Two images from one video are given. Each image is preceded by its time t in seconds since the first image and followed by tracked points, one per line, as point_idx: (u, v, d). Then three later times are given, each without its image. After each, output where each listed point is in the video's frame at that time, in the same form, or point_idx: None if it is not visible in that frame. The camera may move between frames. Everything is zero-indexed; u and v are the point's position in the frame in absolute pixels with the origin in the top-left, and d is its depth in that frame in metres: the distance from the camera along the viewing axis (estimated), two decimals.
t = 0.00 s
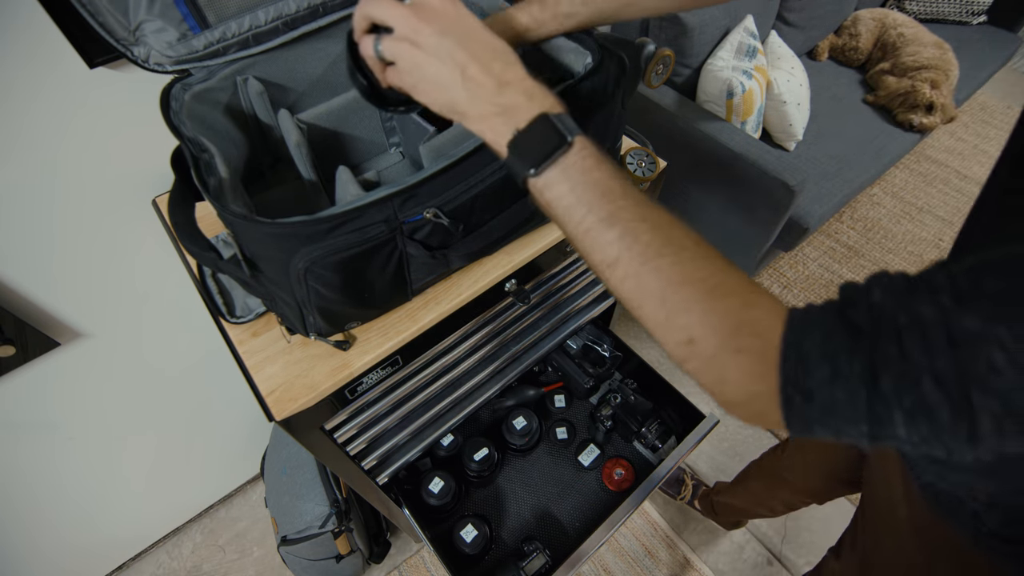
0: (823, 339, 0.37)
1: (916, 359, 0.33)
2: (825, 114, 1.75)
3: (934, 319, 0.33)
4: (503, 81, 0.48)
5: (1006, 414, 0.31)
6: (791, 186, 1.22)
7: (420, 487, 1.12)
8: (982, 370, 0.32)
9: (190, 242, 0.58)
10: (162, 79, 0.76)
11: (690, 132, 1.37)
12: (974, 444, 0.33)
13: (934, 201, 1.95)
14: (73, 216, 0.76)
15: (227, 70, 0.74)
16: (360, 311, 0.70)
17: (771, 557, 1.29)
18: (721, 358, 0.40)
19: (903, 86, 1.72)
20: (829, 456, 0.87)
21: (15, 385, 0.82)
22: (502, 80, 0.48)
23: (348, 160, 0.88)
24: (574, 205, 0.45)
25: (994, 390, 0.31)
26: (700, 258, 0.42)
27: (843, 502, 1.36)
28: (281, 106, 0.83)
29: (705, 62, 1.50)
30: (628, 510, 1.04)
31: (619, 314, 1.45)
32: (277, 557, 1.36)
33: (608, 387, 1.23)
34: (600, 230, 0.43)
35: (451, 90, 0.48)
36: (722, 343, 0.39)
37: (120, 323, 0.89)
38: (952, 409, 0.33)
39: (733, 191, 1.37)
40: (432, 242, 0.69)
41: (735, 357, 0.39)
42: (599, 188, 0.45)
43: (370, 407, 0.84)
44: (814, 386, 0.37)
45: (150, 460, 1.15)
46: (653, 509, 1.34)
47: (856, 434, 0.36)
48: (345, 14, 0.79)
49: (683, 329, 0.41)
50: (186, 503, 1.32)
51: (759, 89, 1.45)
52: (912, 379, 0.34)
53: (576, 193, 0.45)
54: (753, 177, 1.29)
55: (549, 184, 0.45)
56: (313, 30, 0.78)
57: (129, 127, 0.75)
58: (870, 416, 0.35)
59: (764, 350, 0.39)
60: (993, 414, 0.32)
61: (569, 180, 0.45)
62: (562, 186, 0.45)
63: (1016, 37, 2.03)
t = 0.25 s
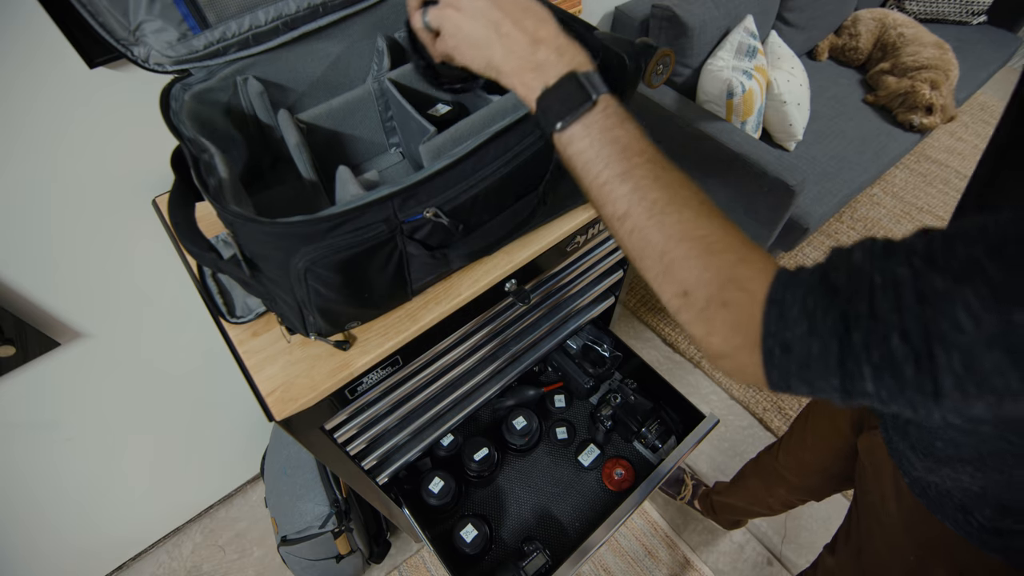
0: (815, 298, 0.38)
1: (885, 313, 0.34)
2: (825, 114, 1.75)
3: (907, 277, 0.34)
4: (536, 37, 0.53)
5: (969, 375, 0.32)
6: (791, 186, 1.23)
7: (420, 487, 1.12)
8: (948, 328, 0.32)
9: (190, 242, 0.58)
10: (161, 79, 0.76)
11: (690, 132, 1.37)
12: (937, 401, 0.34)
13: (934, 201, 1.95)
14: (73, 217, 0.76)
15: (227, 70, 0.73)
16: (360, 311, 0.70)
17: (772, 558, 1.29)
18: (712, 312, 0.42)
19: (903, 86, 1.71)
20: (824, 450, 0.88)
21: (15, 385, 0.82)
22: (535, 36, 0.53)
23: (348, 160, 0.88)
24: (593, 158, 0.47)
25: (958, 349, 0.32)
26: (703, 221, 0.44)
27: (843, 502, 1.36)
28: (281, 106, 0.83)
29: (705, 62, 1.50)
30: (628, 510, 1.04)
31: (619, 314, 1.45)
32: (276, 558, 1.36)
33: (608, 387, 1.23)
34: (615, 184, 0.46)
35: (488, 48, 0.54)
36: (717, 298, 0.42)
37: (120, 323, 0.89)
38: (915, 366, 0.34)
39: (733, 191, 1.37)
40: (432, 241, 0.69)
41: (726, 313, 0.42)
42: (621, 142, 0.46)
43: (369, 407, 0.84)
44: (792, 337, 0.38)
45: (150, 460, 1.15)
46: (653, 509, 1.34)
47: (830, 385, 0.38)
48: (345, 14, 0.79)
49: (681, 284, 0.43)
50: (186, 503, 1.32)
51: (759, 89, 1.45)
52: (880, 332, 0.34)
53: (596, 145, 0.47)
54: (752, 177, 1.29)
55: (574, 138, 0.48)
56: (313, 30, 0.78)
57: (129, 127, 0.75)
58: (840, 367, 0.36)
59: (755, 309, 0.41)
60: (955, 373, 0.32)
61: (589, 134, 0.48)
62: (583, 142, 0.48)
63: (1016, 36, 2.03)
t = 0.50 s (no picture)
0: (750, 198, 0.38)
1: (820, 215, 0.34)
2: (825, 114, 1.75)
3: (848, 183, 0.34)
4: None
5: (891, 277, 0.32)
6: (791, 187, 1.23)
7: (420, 487, 1.12)
8: (879, 231, 0.32)
9: (190, 242, 0.58)
10: (161, 79, 0.76)
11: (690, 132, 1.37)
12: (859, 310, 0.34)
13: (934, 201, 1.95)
14: (73, 216, 0.76)
15: (227, 70, 0.73)
16: (360, 311, 0.70)
17: (772, 557, 1.29)
18: (656, 220, 0.42)
19: (903, 86, 1.71)
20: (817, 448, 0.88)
21: (15, 385, 0.82)
22: None
23: (348, 160, 0.88)
24: (553, 90, 0.48)
25: (886, 253, 0.32)
26: (649, 139, 0.44)
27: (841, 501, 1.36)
28: (281, 106, 0.83)
29: (705, 62, 1.51)
30: (627, 511, 1.04)
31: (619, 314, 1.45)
32: (276, 557, 1.36)
33: (608, 387, 1.23)
34: (568, 109, 0.46)
35: None
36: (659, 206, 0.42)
37: (119, 322, 0.89)
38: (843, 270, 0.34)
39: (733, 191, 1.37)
40: (432, 241, 0.69)
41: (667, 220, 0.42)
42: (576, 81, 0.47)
43: (370, 407, 0.84)
44: (731, 242, 0.38)
45: (150, 460, 1.15)
46: (653, 509, 1.34)
47: (762, 294, 0.38)
48: (345, 14, 0.80)
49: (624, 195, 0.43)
50: (186, 503, 1.32)
51: (759, 89, 1.45)
52: (813, 234, 0.35)
53: (560, 80, 0.47)
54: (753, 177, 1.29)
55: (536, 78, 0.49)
56: (313, 30, 0.78)
57: (128, 127, 0.76)
58: (772, 271, 0.37)
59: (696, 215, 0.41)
60: (880, 278, 0.33)
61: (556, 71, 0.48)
62: (549, 73, 0.48)
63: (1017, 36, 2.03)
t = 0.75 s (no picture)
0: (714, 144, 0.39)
1: (797, 149, 0.35)
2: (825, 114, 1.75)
3: (828, 120, 0.34)
4: None
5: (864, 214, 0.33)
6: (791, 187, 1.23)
7: (420, 487, 1.12)
8: (859, 163, 0.32)
9: (190, 242, 0.58)
10: (161, 79, 0.76)
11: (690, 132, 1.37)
12: (828, 251, 0.35)
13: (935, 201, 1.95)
14: (73, 216, 0.76)
15: (227, 70, 0.73)
16: (360, 310, 0.70)
17: (772, 557, 1.29)
18: (611, 171, 0.42)
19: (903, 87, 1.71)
20: (815, 448, 0.88)
21: (14, 384, 0.82)
22: None
23: (349, 160, 0.88)
24: (501, 71, 0.49)
25: (864, 186, 0.32)
26: (592, 92, 0.45)
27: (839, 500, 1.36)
28: (281, 106, 0.83)
29: (705, 62, 1.51)
30: (628, 511, 1.04)
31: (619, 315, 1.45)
32: (276, 558, 1.36)
33: (608, 387, 1.23)
34: (511, 81, 0.48)
35: None
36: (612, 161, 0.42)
37: (119, 323, 0.89)
38: (815, 208, 0.34)
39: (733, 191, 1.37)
40: (432, 241, 0.69)
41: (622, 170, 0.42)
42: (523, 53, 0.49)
43: (370, 407, 0.84)
44: (700, 180, 0.38)
45: (150, 460, 1.15)
46: (653, 509, 1.34)
47: (730, 240, 0.38)
48: (345, 14, 0.80)
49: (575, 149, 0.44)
50: (186, 503, 1.32)
51: (759, 89, 1.46)
52: (788, 167, 0.35)
53: (501, 54, 0.50)
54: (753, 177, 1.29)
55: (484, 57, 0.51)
56: (313, 30, 0.78)
57: (129, 127, 0.76)
58: (741, 210, 0.37)
59: (651, 166, 0.41)
60: (854, 214, 0.33)
61: (503, 43, 0.50)
62: (495, 56, 0.50)
63: (1016, 37, 2.04)
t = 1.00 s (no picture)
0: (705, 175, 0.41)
1: (787, 175, 0.37)
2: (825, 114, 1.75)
3: (816, 148, 0.36)
4: None
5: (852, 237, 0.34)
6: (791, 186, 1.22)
7: (420, 487, 1.12)
8: (847, 186, 0.34)
9: (190, 242, 0.58)
10: (161, 79, 0.76)
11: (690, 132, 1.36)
12: (821, 271, 0.36)
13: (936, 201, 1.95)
14: (73, 216, 0.76)
15: (227, 70, 0.73)
16: (360, 311, 0.70)
17: (772, 557, 1.29)
18: (613, 189, 0.45)
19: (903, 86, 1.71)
20: (817, 452, 0.88)
21: (14, 385, 0.82)
22: None
23: (348, 160, 0.88)
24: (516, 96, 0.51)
25: (853, 208, 0.34)
26: (595, 113, 0.48)
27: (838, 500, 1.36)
28: (281, 106, 0.83)
29: (705, 62, 1.51)
30: (628, 511, 1.04)
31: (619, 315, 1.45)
32: (276, 558, 1.36)
33: (608, 387, 1.23)
34: (524, 110, 0.50)
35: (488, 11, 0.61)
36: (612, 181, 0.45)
37: (119, 323, 0.89)
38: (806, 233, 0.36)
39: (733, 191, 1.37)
40: (432, 241, 0.69)
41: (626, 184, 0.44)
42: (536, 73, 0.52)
43: (370, 407, 0.84)
44: (694, 205, 0.41)
45: (151, 460, 1.15)
46: (653, 509, 1.34)
47: (724, 261, 0.40)
48: (345, 14, 0.80)
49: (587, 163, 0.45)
50: (186, 502, 1.32)
51: (759, 89, 1.46)
52: (779, 190, 0.37)
53: (520, 83, 0.51)
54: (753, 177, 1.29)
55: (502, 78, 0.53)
56: (313, 31, 0.78)
57: (128, 127, 0.76)
58: (734, 232, 0.39)
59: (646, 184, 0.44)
60: (844, 236, 0.35)
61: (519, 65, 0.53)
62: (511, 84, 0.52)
63: (1016, 36, 2.04)
